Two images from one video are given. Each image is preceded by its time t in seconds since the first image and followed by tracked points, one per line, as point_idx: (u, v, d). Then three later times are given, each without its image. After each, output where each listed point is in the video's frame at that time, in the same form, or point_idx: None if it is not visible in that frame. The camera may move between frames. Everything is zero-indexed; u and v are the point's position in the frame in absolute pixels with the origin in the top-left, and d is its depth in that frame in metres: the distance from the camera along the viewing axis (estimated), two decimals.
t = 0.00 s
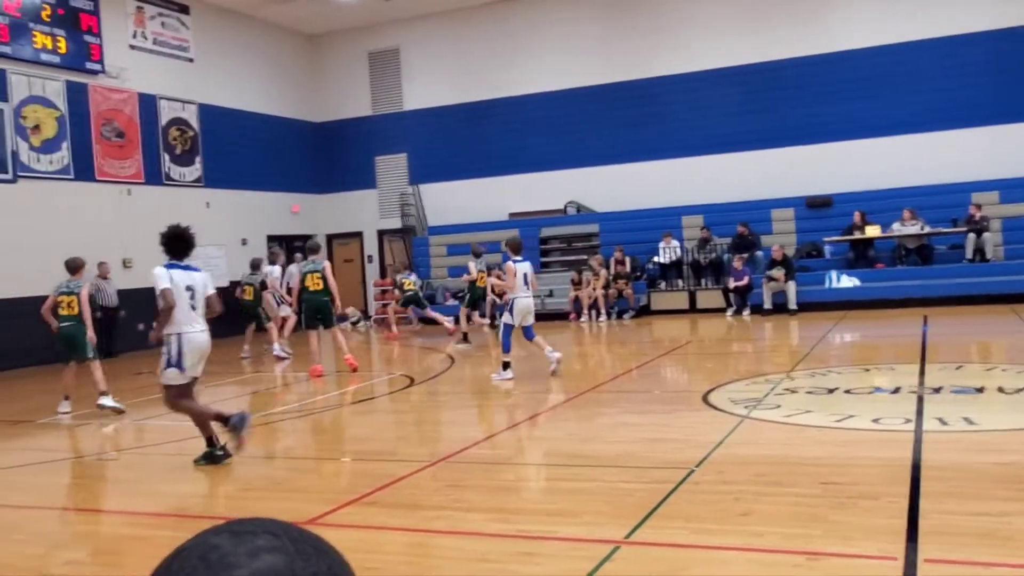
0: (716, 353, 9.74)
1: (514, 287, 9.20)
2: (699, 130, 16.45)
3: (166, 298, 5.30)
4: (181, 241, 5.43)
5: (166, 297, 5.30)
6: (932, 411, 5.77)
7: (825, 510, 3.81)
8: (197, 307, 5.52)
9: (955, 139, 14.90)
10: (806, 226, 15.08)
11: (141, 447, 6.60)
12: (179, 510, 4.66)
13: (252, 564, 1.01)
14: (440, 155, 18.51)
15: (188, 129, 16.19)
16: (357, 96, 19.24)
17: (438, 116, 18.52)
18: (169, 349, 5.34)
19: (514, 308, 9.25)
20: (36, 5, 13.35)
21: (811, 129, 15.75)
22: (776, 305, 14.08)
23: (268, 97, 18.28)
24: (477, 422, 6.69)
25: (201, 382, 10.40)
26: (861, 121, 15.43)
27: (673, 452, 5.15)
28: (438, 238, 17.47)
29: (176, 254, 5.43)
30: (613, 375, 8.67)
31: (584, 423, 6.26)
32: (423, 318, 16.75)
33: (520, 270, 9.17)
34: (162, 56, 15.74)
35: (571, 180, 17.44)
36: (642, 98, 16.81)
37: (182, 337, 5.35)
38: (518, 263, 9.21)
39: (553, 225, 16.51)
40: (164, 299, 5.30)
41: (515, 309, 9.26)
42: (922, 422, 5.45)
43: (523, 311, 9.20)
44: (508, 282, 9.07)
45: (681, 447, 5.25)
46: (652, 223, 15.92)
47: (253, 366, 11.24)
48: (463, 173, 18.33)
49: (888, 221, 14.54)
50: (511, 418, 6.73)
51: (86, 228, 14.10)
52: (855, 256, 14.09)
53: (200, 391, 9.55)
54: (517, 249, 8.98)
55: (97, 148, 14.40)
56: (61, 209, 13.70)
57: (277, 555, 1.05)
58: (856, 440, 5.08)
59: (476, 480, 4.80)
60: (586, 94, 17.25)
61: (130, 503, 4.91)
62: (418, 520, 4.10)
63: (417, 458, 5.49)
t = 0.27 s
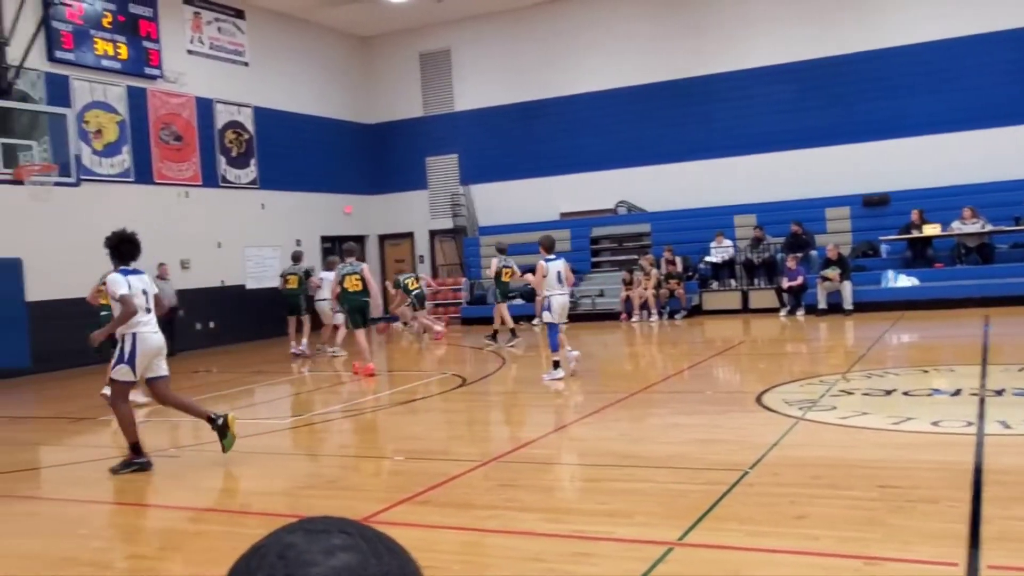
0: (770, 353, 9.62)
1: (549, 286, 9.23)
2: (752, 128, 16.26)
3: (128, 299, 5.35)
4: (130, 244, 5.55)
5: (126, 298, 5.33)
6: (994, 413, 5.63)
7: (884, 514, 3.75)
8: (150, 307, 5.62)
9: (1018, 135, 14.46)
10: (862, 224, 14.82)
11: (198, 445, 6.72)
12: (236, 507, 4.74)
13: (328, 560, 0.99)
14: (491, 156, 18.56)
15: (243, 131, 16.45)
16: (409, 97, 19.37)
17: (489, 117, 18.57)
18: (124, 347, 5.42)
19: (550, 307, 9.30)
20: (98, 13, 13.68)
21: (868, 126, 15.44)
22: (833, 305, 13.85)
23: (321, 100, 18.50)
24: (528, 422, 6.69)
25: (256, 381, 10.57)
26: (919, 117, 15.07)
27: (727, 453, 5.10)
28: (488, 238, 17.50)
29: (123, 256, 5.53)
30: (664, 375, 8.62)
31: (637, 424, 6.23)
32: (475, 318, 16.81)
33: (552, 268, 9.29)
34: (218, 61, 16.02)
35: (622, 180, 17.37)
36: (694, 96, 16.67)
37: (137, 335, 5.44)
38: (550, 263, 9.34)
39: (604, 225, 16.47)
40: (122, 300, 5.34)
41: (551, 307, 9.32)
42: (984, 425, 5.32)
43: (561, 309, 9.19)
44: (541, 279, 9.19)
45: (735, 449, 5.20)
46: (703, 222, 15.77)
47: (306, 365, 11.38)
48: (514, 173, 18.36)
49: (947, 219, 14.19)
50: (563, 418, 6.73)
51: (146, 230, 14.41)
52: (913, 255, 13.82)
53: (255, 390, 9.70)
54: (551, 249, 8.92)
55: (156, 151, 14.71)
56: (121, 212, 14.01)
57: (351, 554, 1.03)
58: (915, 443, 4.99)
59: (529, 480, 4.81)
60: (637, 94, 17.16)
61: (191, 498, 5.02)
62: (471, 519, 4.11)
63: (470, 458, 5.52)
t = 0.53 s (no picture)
0: (825, 351, 9.49)
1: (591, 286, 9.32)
2: (809, 122, 16.02)
3: (69, 294, 5.52)
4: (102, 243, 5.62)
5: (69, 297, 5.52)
6: None
7: (945, 514, 3.68)
8: (112, 303, 5.73)
9: None
10: (921, 220, 14.50)
11: (256, 439, 6.85)
12: (294, 500, 4.82)
13: (398, 545, 1.11)
14: (543, 153, 18.56)
15: (299, 131, 16.68)
16: (461, 96, 19.45)
17: (541, 114, 18.57)
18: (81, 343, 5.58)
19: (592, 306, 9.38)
20: (158, 16, 13.97)
21: (930, 120, 15.10)
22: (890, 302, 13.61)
23: (374, 99, 18.68)
24: (580, 418, 6.69)
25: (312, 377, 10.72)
26: (981, 109, 14.70)
27: (782, 451, 5.05)
28: (539, 236, 17.50)
29: (94, 255, 5.62)
30: (717, 373, 8.55)
31: (690, 421, 6.20)
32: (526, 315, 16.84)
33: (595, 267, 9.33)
34: (273, 62, 16.26)
35: (674, 176, 17.25)
36: (748, 91, 16.48)
37: (94, 332, 5.57)
38: (593, 262, 9.37)
39: (656, 222, 16.38)
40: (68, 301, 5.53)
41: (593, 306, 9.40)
42: None
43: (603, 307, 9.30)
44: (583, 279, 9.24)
45: (790, 447, 5.14)
46: (758, 218, 15.59)
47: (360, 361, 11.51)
48: (567, 171, 18.33)
49: (1010, 214, 13.82)
50: (616, 415, 6.72)
51: (204, 229, 14.70)
52: (975, 251, 13.49)
53: (311, 386, 9.84)
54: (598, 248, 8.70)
55: (214, 151, 14.99)
56: (181, 211, 14.31)
57: (417, 538, 1.16)
58: (978, 442, 4.88)
59: (582, 476, 4.81)
60: (690, 89, 17.03)
61: (250, 491, 5.13)
62: (525, 515, 4.13)
63: (523, 454, 5.54)
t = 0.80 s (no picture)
0: (851, 350, 9.42)
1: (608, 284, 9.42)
2: (834, 120, 15.89)
3: (25, 296, 5.66)
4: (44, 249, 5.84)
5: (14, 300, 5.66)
6: None
7: (973, 515, 3.65)
8: (58, 310, 5.91)
9: None
10: (949, 218, 14.35)
11: (282, 437, 6.91)
12: (319, 498, 4.86)
13: (432, 542, 1.12)
14: (567, 152, 18.55)
15: (323, 131, 16.76)
16: (485, 95, 19.47)
17: (564, 113, 18.55)
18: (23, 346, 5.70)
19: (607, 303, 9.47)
20: (185, 18, 14.11)
21: (959, 117, 14.92)
22: (917, 300, 13.47)
23: (398, 99, 18.73)
24: (603, 417, 6.69)
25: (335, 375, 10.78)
26: (1011, 105, 14.50)
27: (807, 451, 5.02)
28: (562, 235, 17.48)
29: (42, 262, 5.83)
30: (742, 372, 8.52)
31: (715, 420, 6.17)
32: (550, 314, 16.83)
33: (612, 265, 9.37)
34: (298, 62, 16.35)
35: (698, 174, 17.18)
36: (773, 89, 16.38)
37: (40, 338, 5.73)
38: (611, 259, 9.40)
39: (680, 220, 16.33)
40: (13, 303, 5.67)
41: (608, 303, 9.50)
42: None
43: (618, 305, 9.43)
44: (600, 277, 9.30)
45: (816, 447, 5.11)
46: (783, 216, 15.50)
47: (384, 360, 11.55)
48: (590, 169, 18.31)
49: None
50: (639, 414, 6.71)
51: (230, 229, 14.81)
52: (1004, 249, 13.33)
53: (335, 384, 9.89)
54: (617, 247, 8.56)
55: (240, 151, 15.11)
56: (207, 211, 14.43)
57: (450, 536, 1.17)
58: (1007, 443, 4.82)
59: (607, 475, 4.81)
60: (714, 86, 16.94)
61: (276, 489, 5.17)
62: (549, 514, 4.14)
63: (547, 453, 5.55)
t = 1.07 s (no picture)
0: (860, 349, 9.39)
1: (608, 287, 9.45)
2: (844, 118, 15.85)
3: None
4: None
5: None
6: None
7: (985, 515, 3.63)
8: None
9: None
10: (959, 217, 14.29)
11: (292, 437, 6.93)
12: (328, 497, 4.88)
13: (444, 540, 1.13)
14: (576, 152, 18.54)
15: (332, 131, 16.80)
16: (493, 95, 19.48)
17: (573, 113, 18.54)
18: None
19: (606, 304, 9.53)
20: (194, 19, 14.16)
21: (969, 115, 14.86)
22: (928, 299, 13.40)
23: (406, 99, 18.76)
24: (611, 417, 6.68)
25: (344, 375, 10.79)
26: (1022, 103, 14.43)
27: (817, 451, 5.01)
28: (571, 235, 17.47)
29: None
30: (751, 371, 8.50)
31: (723, 420, 6.16)
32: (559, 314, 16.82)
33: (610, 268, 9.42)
34: (307, 63, 16.39)
35: (708, 173, 17.15)
36: (782, 88, 16.35)
37: None
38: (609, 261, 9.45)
39: (689, 220, 16.30)
40: None
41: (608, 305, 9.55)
42: None
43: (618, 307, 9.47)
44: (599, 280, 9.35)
45: (826, 446, 5.10)
46: (792, 216, 15.46)
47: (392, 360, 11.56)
48: (598, 169, 18.30)
49: None
50: (648, 413, 6.70)
51: (239, 229, 14.86)
52: (1015, 247, 13.27)
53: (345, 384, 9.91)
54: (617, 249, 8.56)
55: (249, 152, 15.15)
56: (217, 211, 14.48)
57: (462, 533, 1.17)
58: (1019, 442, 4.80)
59: (616, 475, 4.81)
60: (722, 86, 16.92)
61: (286, 489, 5.18)
62: (558, 513, 4.15)
63: (556, 452, 5.55)
